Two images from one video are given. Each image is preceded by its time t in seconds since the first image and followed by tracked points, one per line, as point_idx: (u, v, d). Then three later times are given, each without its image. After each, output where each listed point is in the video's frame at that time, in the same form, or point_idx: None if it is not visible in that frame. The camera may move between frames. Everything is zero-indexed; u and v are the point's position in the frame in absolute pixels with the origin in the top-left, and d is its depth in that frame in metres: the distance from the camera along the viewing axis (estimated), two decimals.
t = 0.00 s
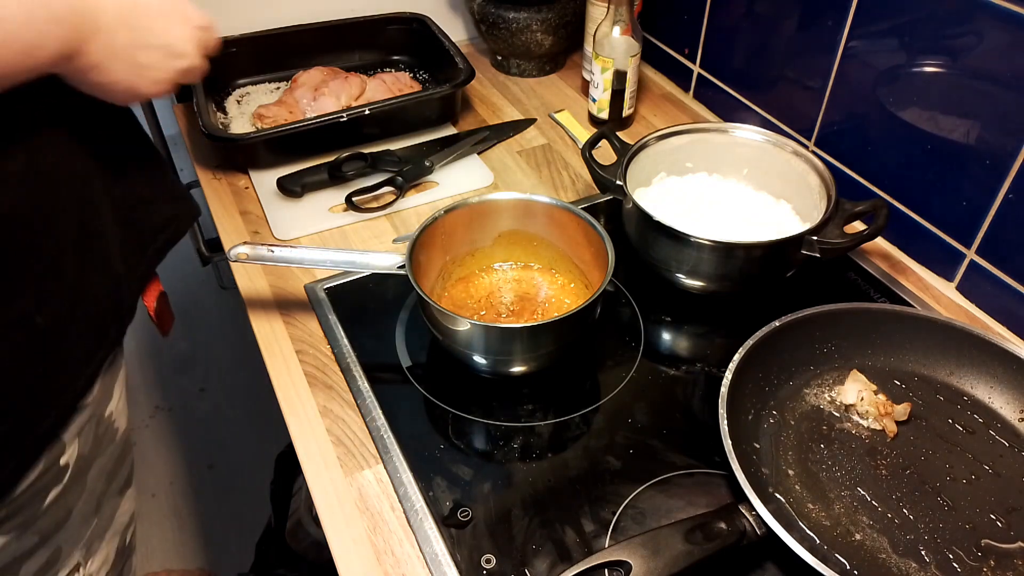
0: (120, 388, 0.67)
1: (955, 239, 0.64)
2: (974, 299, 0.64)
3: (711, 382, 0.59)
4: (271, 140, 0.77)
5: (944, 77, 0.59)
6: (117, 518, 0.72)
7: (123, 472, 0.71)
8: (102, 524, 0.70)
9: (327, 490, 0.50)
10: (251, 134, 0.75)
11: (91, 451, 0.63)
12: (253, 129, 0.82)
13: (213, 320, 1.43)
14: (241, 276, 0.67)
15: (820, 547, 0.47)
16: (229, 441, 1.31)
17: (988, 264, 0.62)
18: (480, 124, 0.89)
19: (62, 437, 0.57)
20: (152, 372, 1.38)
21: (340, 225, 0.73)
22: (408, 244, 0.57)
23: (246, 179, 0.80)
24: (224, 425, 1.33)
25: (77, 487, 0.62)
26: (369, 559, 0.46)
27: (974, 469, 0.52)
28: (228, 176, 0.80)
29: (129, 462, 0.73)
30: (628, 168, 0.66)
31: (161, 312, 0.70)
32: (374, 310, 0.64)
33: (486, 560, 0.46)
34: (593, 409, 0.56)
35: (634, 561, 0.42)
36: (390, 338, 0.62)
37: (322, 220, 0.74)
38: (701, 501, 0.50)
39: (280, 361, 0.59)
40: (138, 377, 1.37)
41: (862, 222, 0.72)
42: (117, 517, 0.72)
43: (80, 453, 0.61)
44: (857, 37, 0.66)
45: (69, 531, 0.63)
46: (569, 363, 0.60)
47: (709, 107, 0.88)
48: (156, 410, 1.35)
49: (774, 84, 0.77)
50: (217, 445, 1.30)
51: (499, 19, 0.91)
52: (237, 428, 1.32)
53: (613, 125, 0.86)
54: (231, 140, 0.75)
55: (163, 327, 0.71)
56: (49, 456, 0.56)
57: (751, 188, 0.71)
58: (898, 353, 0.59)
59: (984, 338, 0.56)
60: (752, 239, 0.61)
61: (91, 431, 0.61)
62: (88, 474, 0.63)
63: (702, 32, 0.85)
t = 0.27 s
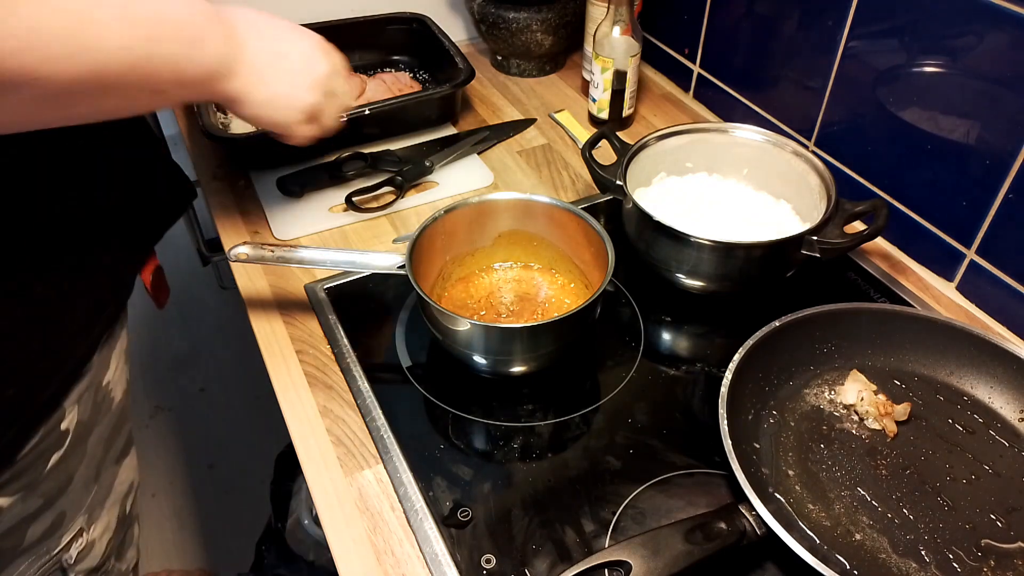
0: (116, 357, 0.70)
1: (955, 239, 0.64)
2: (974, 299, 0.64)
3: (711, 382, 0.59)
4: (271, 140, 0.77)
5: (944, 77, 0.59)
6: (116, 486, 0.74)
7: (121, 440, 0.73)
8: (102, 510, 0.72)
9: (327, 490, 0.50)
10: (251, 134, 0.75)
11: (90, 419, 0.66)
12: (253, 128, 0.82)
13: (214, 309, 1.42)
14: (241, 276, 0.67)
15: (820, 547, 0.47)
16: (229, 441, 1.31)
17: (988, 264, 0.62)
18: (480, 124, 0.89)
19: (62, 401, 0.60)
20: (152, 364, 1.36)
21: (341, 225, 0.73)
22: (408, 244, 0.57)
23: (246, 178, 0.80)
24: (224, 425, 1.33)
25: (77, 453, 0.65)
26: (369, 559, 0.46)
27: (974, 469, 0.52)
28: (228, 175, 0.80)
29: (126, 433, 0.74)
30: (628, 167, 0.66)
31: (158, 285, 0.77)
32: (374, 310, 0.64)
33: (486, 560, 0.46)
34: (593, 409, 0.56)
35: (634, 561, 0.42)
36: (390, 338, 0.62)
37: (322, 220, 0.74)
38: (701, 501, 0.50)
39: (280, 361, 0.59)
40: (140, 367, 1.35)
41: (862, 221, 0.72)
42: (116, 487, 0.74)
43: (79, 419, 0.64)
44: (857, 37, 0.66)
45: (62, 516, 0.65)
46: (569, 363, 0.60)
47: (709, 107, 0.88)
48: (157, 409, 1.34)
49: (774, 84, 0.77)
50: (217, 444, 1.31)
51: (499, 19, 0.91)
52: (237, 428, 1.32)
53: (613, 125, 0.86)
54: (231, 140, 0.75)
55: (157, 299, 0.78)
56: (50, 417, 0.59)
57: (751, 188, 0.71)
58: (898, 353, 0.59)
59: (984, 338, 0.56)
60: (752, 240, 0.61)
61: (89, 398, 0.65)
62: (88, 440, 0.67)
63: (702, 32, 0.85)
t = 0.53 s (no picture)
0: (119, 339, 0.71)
1: (955, 239, 0.64)
2: (974, 299, 0.64)
3: (711, 382, 0.59)
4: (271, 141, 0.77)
5: (945, 77, 0.59)
6: (117, 468, 0.74)
7: (121, 420, 0.73)
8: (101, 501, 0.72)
9: (327, 489, 0.50)
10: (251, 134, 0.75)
11: (92, 400, 0.66)
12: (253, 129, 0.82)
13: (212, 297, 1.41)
14: (241, 276, 0.67)
15: (820, 547, 0.47)
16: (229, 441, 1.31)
17: (988, 265, 0.62)
18: (480, 124, 0.89)
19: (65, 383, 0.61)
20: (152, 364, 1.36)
21: (340, 224, 0.73)
22: (408, 244, 0.57)
23: (246, 178, 0.80)
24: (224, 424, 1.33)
25: (81, 434, 0.65)
26: (369, 559, 0.46)
27: (974, 469, 0.52)
28: (228, 175, 0.80)
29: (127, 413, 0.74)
30: (628, 168, 0.66)
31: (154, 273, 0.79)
32: (374, 310, 0.64)
33: (486, 559, 0.46)
34: (593, 409, 0.56)
35: (634, 561, 0.42)
36: (390, 339, 0.62)
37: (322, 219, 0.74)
38: (701, 501, 0.50)
39: (280, 361, 0.59)
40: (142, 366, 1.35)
41: (862, 222, 0.72)
42: (118, 467, 0.74)
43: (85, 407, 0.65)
44: (857, 37, 0.66)
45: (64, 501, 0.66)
46: (569, 363, 0.60)
47: (709, 107, 0.88)
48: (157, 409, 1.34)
49: (774, 84, 0.77)
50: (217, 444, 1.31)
51: (499, 19, 0.91)
52: (237, 428, 1.32)
53: (613, 125, 0.86)
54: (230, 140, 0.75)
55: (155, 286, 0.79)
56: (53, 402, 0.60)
57: (751, 188, 0.71)
58: (898, 353, 0.59)
59: (984, 338, 0.56)
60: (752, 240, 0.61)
61: (91, 381, 0.65)
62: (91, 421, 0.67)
63: (702, 32, 0.85)
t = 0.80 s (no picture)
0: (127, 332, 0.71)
1: (955, 239, 0.64)
2: (974, 299, 0.64)
3: (711, 382, 0.59)
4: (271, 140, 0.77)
5: (945, 77, 0.59)
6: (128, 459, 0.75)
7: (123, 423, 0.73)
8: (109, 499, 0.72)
9: (327, 489, 0.50)
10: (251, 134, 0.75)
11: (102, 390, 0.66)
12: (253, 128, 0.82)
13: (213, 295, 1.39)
14: (241, 276, 0.67)
15: (820, 546, 0.47)
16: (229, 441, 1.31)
17: (988, 265, 0.62)
18: (480, 124, 0.89)
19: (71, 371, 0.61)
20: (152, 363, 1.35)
21: (340, 224, 0.73)
22: (408, 244, 0.57)
23: (246, 178, 0.80)
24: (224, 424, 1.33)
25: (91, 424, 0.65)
26: (369, 559, 0.46)
27: (974, 469, 0.52)
28: (228, 175, 0.80)
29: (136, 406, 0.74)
30: (628, 167, 0.66)
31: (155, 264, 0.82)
32: (374, 310, 0.64)
33: (486, 560, 0.46)
34: (593, 409, 0.56)
35: (634, 561, 0.42)
36: (390, 338, 0.62)
37: (322, 219, 0.74)
38: (701, 501, 0.50)
39: (280, 361, 0.59)
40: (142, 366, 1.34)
41: (862, 222, 0.72)
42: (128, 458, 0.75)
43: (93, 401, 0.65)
44: (857, 37, 0.66)
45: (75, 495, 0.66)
46: (569, 363, 0.60)
47: (709, 107, 0.88)
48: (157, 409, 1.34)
49: (774, 84, 0.77)
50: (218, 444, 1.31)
51: (499, 19, 0.91)
52: (237, 428, 1.32)
53: (613, 125, 0.86)
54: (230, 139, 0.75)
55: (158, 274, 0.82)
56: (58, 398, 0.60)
57: (751, 188, 0.71)
58: (898, 353, 0.59)
59: (984, 338, 0.56)
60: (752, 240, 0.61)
61: (99, 371, 0.65)
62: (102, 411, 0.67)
63: (702, 32, 0.85)
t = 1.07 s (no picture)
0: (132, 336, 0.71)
1: (955, 239, 0.64)
2: (974, 299, 0.64)
3: (711, 382, 0.59)
4: (271, 141, 0.77)
5: (945, 77, 0.59)
6: (137, 462, 0.75)
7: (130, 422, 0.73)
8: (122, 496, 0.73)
9: (327, 489, 0.50)
10: (251, 135, 0.75)
11: (107, 397, 0.67)
12: (253, 129, 0.82)
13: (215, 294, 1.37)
14: (241, 276, 0.67)
15: (820, 546, 0.47)
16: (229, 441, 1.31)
17: (988, 265, 0.62)
18: (480, 124, 0.89)
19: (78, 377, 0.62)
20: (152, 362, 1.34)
21: (340, 224, 0.73)
22: (408, 244, 0.57)
23: (246, 178, 0.80)
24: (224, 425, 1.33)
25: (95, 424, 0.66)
26: (369, 559, 0.46)
27: (974, 469, 0.52)
28: (228, 176, 0.80)
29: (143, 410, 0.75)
30: (628, 167, 0.66)
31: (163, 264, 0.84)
32: (374, 310, 0.64)
33: (486, 559, 0.46)
34: (593, 409, 0.56)
35: (634, 561, 0.42)
36: (390, 338, 0.62)
37: (322, 220, 0.74)
38: (701, 501, 0.50)
39: (281, 361, 0.59)
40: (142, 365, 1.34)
41: (862, 222, 0.72)
42: (137, 461, 0.75)
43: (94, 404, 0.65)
44: (857, 37, 0.66)
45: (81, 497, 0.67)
46: (569, 363, 0.60)
47: (709, 107, 0.88)
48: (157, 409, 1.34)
49: (774, 84, 0.77)
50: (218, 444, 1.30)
51: (499, 19, 0.91)
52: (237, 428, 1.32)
53: (613, 125, 0.86)
54: (231, 140, 0.75)
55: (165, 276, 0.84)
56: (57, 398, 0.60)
57: (751, 188, 0.71)
58: (898, 353, 0.59)
59: (984, 338, 0.56)
60: (752, 240, 0.61)
61: (106, 376, 0.66)
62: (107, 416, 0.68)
63: (702, 32, 0.85)
